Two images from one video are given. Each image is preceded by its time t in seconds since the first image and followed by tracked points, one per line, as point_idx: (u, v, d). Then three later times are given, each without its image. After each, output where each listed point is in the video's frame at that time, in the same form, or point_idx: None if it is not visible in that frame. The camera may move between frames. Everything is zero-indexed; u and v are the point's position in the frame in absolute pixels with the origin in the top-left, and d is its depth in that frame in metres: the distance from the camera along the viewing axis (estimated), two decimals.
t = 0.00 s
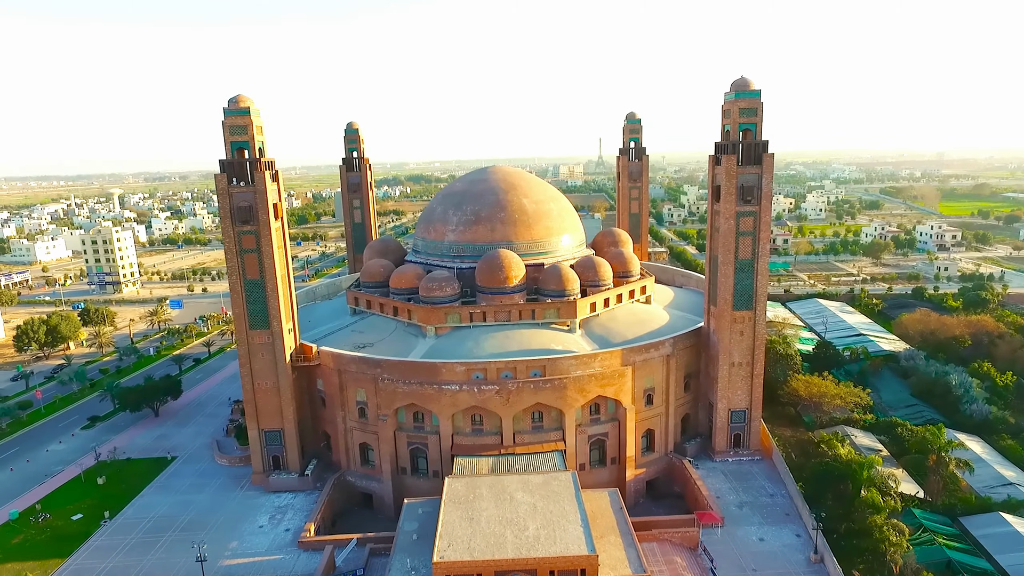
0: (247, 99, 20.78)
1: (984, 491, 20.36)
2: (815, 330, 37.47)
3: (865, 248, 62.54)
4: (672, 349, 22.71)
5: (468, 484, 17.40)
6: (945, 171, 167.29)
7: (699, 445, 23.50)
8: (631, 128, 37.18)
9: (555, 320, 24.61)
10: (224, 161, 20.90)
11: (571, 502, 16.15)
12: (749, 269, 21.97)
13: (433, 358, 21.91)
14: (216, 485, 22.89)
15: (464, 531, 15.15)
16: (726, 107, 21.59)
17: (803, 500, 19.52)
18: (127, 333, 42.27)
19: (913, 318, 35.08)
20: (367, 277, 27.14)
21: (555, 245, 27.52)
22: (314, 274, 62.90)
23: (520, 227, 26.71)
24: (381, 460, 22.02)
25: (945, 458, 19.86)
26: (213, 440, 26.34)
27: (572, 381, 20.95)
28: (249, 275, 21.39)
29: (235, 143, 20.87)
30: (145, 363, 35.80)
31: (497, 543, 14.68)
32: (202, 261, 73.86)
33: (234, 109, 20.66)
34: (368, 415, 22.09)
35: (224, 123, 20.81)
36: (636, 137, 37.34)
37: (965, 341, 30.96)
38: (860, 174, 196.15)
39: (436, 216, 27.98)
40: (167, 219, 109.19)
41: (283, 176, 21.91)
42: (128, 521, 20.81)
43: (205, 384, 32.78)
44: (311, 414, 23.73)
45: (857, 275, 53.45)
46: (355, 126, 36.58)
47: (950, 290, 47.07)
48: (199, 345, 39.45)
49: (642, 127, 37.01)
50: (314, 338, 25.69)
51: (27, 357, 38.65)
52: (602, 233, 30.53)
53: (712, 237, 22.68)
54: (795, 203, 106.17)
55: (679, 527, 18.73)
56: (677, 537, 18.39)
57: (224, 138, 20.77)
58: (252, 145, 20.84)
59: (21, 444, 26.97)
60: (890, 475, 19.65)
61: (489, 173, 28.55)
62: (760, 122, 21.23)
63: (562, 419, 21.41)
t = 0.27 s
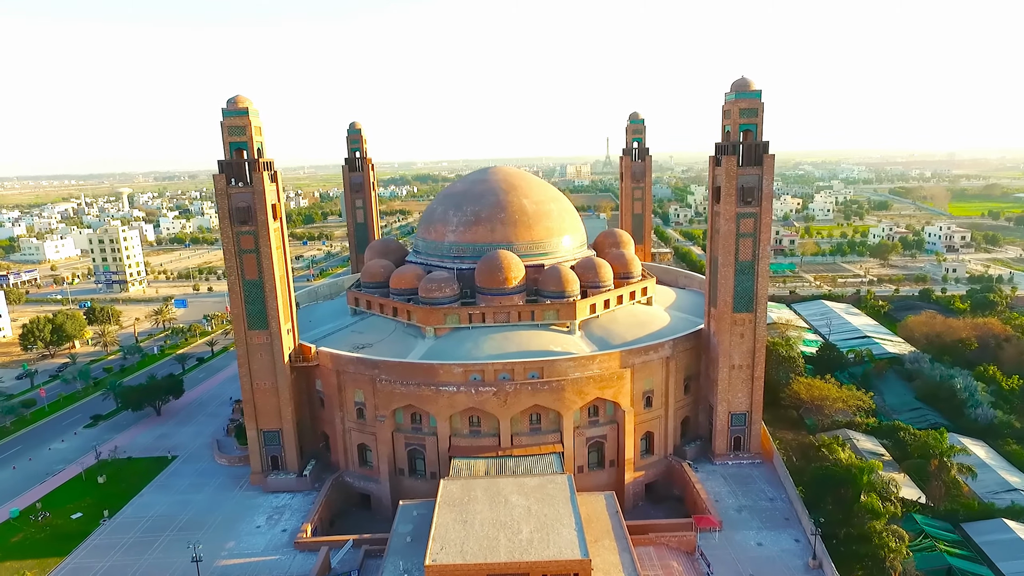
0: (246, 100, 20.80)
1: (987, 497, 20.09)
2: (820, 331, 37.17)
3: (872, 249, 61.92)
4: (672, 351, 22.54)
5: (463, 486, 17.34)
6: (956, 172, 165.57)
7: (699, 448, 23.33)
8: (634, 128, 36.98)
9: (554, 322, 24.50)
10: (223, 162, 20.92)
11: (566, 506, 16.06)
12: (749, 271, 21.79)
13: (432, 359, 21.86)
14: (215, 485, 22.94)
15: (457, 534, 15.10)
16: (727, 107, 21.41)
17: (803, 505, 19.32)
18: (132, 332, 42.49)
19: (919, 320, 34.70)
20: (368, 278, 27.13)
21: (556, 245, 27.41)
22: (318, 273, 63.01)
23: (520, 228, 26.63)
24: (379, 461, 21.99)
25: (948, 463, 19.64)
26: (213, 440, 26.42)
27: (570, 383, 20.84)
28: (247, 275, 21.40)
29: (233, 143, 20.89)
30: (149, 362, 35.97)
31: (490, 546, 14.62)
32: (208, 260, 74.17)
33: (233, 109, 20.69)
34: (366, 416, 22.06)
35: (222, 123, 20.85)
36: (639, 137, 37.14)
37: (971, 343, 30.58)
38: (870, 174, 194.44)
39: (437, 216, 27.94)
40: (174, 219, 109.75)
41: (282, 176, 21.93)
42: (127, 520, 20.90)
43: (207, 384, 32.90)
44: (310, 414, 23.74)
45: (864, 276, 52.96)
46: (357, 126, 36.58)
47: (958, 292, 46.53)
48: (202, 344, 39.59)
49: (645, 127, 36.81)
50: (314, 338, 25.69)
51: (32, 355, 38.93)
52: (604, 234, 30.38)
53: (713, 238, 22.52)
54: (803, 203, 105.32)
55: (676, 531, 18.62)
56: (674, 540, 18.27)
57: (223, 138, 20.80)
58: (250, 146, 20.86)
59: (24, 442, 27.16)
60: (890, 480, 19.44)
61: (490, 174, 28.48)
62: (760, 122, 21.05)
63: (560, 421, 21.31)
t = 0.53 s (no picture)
0: (245, 100, 20.83)
1: (991, 503, 19.77)
2: (826, 333, 36.79)
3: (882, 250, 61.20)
4: (672, 354, 22.35)
5: (458, 488, 17.26)
6: (970, 172, 163.52)
7: (699, 451, 23.13)
8: (639, 128, 36.77)
9: (554, 323, 24.38)
10: (223, 162, 20.95)
11: (560, 509, 15.95)
12: (751, 273, 21.58)
13: (430, 360, 21.80)
14: (214, 483, 23.01)
15: (450, 536, 15.03)
16: (728, 107, 21.19)
17: (803, 510, 19.09)
18: (139, 331, 42.79)
19: (927, 323, 34.27)
20: (369, 278, 27.12)
21: (557, 246, 27.28)
22: (325, 272, 63.19)
23: (521, 229, 26.52)
24: (377, 461, 21.97)
25: (951, 469, 19.26)
26: (214, 439, 26.51)
27: (568, 385, 20.72)
28: (246, 275, 21.43)
29: (233, 143, 20.93)
30: (154, 360, 36.20)
31: (482, 549, 14.53)
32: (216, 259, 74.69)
33: (232, 110, 20.73)
34: (364, 417, 22.05)
35: (222, 124, 20.89)
36: (644, 137, 36.91)
37: (979, 347, 30.13)
38: (882, 174, 192.41)
39: (438, 216, 27.89)
40: (184, 217, 110.63)
41: (281, 176, 21.94)
42: (126, 519, 21.01)
43: (210, 382, 33.05)
44: (309, 414, 23.77)
45: (873, 278, 52.37)
46: (361, 126, 36.60)
47: (968, 294, 45.87)
48: (207, 343, 39.81)
49: (650, 127, 36.57)
50: (314, 338, 25.70)
51: (40, 353, 39.30)
52: (606, 234, 30.21)
53: (714, 240, 22.31)
54: (813, 203, 104.36)
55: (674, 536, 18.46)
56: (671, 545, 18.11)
57: (222, 139, 20.84)
58: (249, 146, 20.89)
59: (29, 439, 27.40)
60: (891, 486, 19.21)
61: (491, 174, 28.40)
62: (762, 123, 20.82)
63: (558, 423, 21.20)
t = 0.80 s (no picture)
0: (245, 101, 20.87)
1: (994, 509, 19.49)
2: (831, 335, 36.47)
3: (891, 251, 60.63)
4: (672, 356, 22.18)
5: (454, 489, 17.21)
6: (982, 172, 161.79)
7: (699, 454, 22.96)
8: (643, 128, 36.58)
9: (554, 324, 24.27)
10: (222, 163, 20.99)
11: (555, 512, 15.85)
12: (752, 275, 21.39)
13: (428, 361, 21.75)
14: (213, 482, 23.07)
15: (443, 539, 14.97)
16: (729, 108, 21.02)
17: (803, 514, 18.89)
18: (144, 329, 43.05)
19: (934, 325, 33.89)
20: (370, 278, 27.12)
21: (558, 247, 27.17)
22: (330, 271, 63.35)
23: (522, 229, 26.41)
24: (375, 462, 21.95)
25: (954, 474, 19.05)
26: (215, 438, 26.59)
27: (566, 387, 20.62)
28: (246, 275, 21.47)
29: (232, 143, 20.97)
30: (158, 358, 36.40)
31: (476, 552, 14.46)
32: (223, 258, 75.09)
33: (232, 110, 20.77)
34: (362, 417, 22.04)
35: (221, 124, 20.93)
36: (648, 137, 36.73)
37: (986, 350, 29.75)
38: (893, 174, 190.68)
39: (439, 216, 27.84)
40: (193, 216, 111.36)
41: (281, 176, 21.96)
42: (126, 517, 21.11)
43: (213, 381, 33.17)
44: (309, 414, 23.79)
45: (880, 279, 51.85)
46: (365, 126, 36.63)
47: (977, 296, 45.34)
48: (212, 342, 39.98)
49: (654, 127, 36.38)
50: (315, 338, 25.72)
51: (46, 351, 39.62)
52: (609, 235, 30.06)
53: (715, 241, 22.14)
54: (822, 204, 103.58)
55: (671, 539, 18.31)
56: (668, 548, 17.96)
57: (222, 139, 20.88)
58: (249, 146, 20.91)
59: (33, 437, 27.60)
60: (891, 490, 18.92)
61: (493, 174, 28.32)
62: (763, 123, 20.63)
63: (556, 425, 21.10)
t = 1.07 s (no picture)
0: (246, 101, 20.94)
1: (1000, 516, 19.17)
2: (838, 337, 36.12)
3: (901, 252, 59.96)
4: (673, 358, 22.00)
5: (450, 491, 17.16)
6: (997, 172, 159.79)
7: (700, 456, 22.78)
8: (648, 128, 36.38)
9: (555, 325, 24.15)
10: (223, 163, 21.05)
11: (551, 515, 15.77)
12: (754, 276, 21.19)
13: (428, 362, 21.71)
14: (215, 481, 23.16)
15: (438, 540, 14.91)
16: (731, 108, 20.83)
17: (804, 519, 18.68)
18: (151, 328, 43.34)
19: (943, 327, 33.46)
20: (372, 278, 27.13)
21: (561, 247, 27.06)
22: (337, 271, 63.54)
23: (524, 230, 26.32)
24: (375, 462, 21.94)
25: (958, 480, 18.73)
26: (218, 436, 26.69)
27: (566, 389, 20.51)
28: (246, 275, 21.53)
29: (234, 143, 21.03)
30: (164, 357, 36.63)
31: (470, 554, 14.39)
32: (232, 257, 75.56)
33: (233, 110, 20.85)
34: (362, 418, 22.04)
35: (222, 124, 21.00)
36: (653, 137, 36.52)
37: (995, 353, 29.34)
38: (906, 173, 188.66)
39: (441, 217, 27.81)
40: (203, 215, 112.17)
41: (282, 176, 22.01)
42: (127, 515, 21.22)
43: (218, 380, 33.33)
44: (309, 414, 23.83)
45: (890, 280, 51.29)
46: (369, 126, 36.67)
47: (989, 298, 44.74)
48: (217, 341, 40.19)
49: (660, 127, 36.16)
50: (316, 338, 25.76)
51: (55, 349, 40.00)
52: (612, 236, 29.91)
53: (717, 243, 21.94)
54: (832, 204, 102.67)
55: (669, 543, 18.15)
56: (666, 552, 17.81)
57: (223, 139, 20.94)
58: (250, 146, 20.97)
59: (39, 434, 27.84)
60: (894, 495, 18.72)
61: (495, 174, 28.25)
62: (766, 123, 20.42)
63: (556, 426, 20.99)
